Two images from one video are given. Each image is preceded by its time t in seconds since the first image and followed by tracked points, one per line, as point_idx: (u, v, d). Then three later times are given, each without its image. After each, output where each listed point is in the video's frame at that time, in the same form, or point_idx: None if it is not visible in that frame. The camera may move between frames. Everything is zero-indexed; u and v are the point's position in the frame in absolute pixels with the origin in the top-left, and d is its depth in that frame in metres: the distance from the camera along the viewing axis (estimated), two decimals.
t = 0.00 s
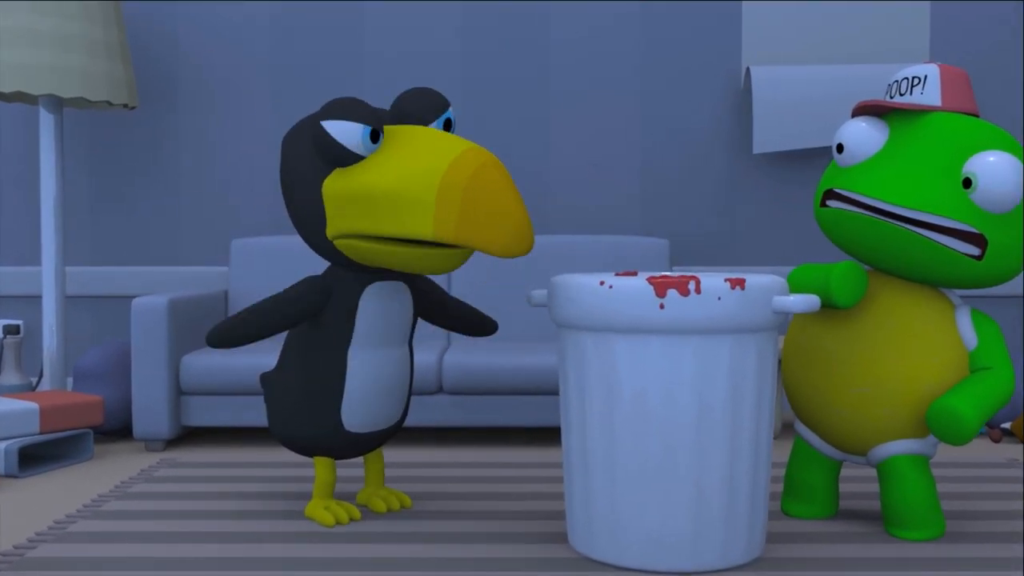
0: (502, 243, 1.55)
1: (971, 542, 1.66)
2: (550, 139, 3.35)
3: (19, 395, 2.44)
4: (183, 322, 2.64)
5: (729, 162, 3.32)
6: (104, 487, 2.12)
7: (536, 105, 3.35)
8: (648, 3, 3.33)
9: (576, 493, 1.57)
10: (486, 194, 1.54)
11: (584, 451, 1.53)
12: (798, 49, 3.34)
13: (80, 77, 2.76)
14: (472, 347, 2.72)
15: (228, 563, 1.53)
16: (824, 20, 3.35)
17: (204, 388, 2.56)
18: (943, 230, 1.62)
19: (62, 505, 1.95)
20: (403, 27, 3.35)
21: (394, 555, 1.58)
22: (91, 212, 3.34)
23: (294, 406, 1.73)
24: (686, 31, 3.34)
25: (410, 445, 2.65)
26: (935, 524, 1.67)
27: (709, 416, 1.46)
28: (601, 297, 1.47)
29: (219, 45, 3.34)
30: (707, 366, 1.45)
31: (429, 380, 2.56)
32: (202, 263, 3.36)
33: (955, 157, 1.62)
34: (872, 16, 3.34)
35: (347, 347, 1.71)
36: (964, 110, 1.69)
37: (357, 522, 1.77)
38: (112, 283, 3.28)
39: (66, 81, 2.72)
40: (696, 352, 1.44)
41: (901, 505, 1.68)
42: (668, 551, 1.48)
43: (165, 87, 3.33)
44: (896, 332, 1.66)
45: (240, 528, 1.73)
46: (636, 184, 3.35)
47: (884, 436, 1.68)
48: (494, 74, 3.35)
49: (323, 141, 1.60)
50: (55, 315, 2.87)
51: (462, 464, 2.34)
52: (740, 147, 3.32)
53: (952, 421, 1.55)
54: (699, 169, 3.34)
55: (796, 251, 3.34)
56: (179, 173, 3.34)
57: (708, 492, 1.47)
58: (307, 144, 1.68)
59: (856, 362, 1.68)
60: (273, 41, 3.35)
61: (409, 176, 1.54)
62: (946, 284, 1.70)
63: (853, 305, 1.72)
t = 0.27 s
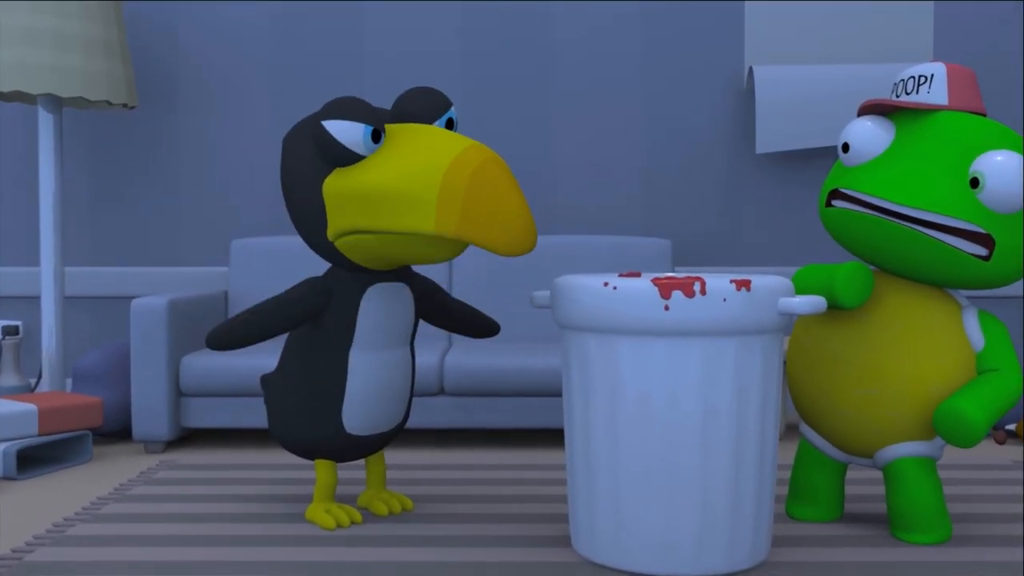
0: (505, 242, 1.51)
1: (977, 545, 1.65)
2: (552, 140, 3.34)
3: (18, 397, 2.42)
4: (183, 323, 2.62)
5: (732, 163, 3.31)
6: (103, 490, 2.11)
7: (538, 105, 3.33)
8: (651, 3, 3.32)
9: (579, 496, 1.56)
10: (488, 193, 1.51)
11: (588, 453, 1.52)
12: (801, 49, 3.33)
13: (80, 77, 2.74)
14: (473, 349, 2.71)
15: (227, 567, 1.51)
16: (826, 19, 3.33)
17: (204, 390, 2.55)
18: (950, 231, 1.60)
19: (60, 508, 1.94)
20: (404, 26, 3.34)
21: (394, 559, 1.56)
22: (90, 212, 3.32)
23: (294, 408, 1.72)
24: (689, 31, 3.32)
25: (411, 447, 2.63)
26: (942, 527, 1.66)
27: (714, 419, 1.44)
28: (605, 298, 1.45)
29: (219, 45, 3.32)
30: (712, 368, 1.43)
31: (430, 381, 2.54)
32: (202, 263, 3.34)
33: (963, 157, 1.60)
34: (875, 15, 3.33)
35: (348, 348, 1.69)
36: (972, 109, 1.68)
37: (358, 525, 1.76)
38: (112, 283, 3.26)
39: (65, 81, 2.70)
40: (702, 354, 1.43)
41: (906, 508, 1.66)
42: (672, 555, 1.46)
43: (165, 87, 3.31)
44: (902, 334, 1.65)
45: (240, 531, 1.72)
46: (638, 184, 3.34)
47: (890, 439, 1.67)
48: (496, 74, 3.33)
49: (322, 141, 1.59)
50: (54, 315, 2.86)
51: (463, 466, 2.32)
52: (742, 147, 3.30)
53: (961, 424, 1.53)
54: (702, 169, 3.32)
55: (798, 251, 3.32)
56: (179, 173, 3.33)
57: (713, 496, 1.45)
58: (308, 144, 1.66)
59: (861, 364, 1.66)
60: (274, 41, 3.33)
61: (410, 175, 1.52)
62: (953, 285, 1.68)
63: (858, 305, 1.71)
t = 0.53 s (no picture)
0: (508, 246, 1.53)
1: (982, 548, 1.63)
2: (553, 140, 3.32)
3: (16, 398, 2.41)
4: (183, 324, 2.61)
5: (734, 162, 3.30)
6: (102, 492, 2.09)
7: (539, 105, 3.32)
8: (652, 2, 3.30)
9: (582, 499, 1.55)
10: (491, 196, 1.52)
11: (591, 455, 1.50)
12: (803, 48, 3.31)
13: (79, 76, 2.72)
14: (474, 349, 2.69)
15: (227, 571, 1.50)
16: (829, 18, 3.31)
17: (204, 391, 2.53)
18: (956, 231, 1.58)
19: (58, 510, 1.93)
20: (404, 26, 3.32)
21: (396, 562, 1.55)
22: (89, 212, 3.30)
23: (294, 410, 1.71)
24: (691, 31, 3.31)
25: (412, 448, 2.62)
26: (948, 530, 1.64)
27: (719, 421, 1.43)
28: (608, 299, 1.44)
29: (219, 45, 3.31)
30: (717, 370, 1.42)
31: (432, 383, 2.53)
32: (201, 264, 3.33)
33: (968, 157, 1.58)
34: (877, 13, 3.31)
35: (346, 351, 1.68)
36: (977, 109, 1.66)
37: (359, 528, 1.74)
38: (111, 284, 3.25)
39: (64, 80, 2.68)
40: (706, 356, 1.41)
41: (912, 511, 1.65)
42: (677, 559, 1.45)
43: (165, 87, 3.30)
44: (908, 335, 1.63)
45: (240, 535, 1.70)
46: (639, 185, 3.32)
47: (896, 442, 1.65)
48: (497, 74, 3.32)
49: (323, 140, 1.57)
50: (53, 316, 2.84)
51: (465, 468, 2.31)
52: (744, 147, 3.29)
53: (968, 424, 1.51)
54: (704, 169, 3.31)
55: (801, 251, 3.31)
56: (179, 173, 3.31)
57: (718, 499, 1.44)
58: (307, 144, 1.64)
59: (867, 366, 1.65)
60: (273, 41, 3.32)
61: (412, 177, 1.51)
62: (960, 286, 1.66)
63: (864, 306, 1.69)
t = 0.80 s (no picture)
0: (514, 246, 1.52)
1: (988, 552, 1.62)
2: (554, 140, 3.31)
3: (15, 400, 2.39)
4: (182, 325, 2.59)
5: (736, 163, 3.28)
6: (101, 494, 2.08)
7: (540, 105, 3.31)
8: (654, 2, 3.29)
9: (585, 501, 1.53)
10: (493, 195, 1.50)
11: (594, 457, 1.49)
12: (805, 48, 3.29)
13: (78, 76, 2.71)
14: (475, 350, 2.68)
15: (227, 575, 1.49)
16: (831, 18, 3.30)
17: (204, 392, 2.52)
18: (963, 232, 1.57)
19: (56, 513, 1.91)
20: (405, 26, 3.31)
21: (398, 565, 1.54)
22: (88, 213, 3.29)
23: (294, 411, 1.69)
24: (692, 30, 3.29)
25: (413, 450, 2.61)
26: (955, 533, 1.63)
27: (724, 424, 1.41)
28: (611, 301, 1.42)
29: (219, 44, 3.29)
30: (722, 371, 1.40)
31: (433, 384, 2.52)
32: (201, 264, 3.32)
33: (975, 157, 1.57)
34: (880, 13, 3.29)
35: (347, 352, 1.67)
36: (983, 109, 1.65)
37: (360, 531, 1.73)
38: (111, 285, 3.24)
39: (63, 80, 2.67)
40: (711, 357, 1.40)
41: (915, 514, 1.64)
42: (681, 563, 1.43)
43: (164, 87, 3.28)
44: (914, 337, 1.62)
45: (240, 537, 1.69)
46: (641, 185, 3.31)
47: (902, 445, 1.64)
48: (498, 74, 3.31)
49: (319, 140, 1.56)
50: (52, 317, 2.82)
51: (466, 470, 2.30)
52: (746, 147, 3.28)
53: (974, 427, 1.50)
54: (705, 169, 3.29)
55: (802, 252, 3.29)
56: (178, 173, 3.30)
57: (722, 502, 1.43)
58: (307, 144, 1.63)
59: (872, 367, 1.63)
60: (274, 40, 3.30)
61: (413, 176, 1.49)
62: (965, 287, 1.65)
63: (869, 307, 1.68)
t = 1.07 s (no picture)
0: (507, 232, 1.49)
1: (992, 554, 1.61)
2: (554, 140, 3.30)
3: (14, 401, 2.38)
4: (182, 325, 2.58)
5: (737, 163, 3.27)
6: (101, 495, 2.07)
7: (541, 105, 3.30)
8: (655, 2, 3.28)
9: (587, 503, 1.52)
10: (491, 188, 1.49)
11: (597, 459, 1.48)
12: (807, 48, 3.28)
13: (78, 76, 2.70)
14: (475, 351, 2.67)
15: None
16: (833, 18, 3.28)
17: (204, 393, 2.51)
18: (968, 232, 1.55)
19: (54, 514, 1.90)
20: (405, 25, 3.30)
21: (399, 568, 1.53)
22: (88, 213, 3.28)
23: (294, 413, 1.68)
24: (694, 30, 3.28)
25: (414, 451, 2.59)
26: (959, 534, 1.61)
27: (727, 426, 1.40)
28: (614, 301, 1.41)
29: (219, 44, 3.28)
30: (725, 373, 1.39)
31: (434, 385, 2.51)
32: (201, 264, 3.30)
33: (980, 157, 1.56)
34: (882, 13, 3.28)
35: (348, 353, 1.66)
36: (988, 109, 1.64)
37: (361, 533, 1.72)
38: (110, 285, 3.23)
39: (63, 80, 2.66)
40: (714, 359, 1.39)
41: (922, 515, 1.62)
42: (684, 565, 1.42)
43: (164, 87, 3.27)
44: (918, 338, 1.61)
45: (241, 539, 1.68)
46: (642, 185, 3.30)
47: (906, 446, 1.63)
48: (498, 74, 3.29)
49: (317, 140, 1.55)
50: (51, 318, 2.81)
51: (467, 471, 2.29)
52: (748, 147, 3.27)
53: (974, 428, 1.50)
54: (707, 169, 3.28)
55: (804, 252, 3.28)
56: (178, 173, 3.29)
57: (726, 504, 1.42)
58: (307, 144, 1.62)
59: (876, 369, 1.62)
60: (274, 40, 3.29)
61: (410, 170, 1.48)
62: (972, 289, 1.64)
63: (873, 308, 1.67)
